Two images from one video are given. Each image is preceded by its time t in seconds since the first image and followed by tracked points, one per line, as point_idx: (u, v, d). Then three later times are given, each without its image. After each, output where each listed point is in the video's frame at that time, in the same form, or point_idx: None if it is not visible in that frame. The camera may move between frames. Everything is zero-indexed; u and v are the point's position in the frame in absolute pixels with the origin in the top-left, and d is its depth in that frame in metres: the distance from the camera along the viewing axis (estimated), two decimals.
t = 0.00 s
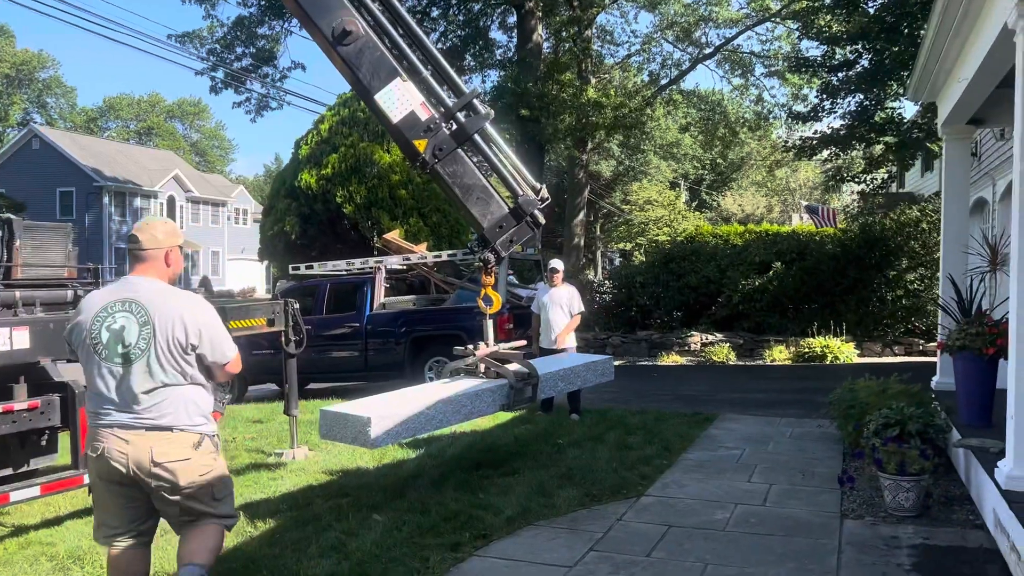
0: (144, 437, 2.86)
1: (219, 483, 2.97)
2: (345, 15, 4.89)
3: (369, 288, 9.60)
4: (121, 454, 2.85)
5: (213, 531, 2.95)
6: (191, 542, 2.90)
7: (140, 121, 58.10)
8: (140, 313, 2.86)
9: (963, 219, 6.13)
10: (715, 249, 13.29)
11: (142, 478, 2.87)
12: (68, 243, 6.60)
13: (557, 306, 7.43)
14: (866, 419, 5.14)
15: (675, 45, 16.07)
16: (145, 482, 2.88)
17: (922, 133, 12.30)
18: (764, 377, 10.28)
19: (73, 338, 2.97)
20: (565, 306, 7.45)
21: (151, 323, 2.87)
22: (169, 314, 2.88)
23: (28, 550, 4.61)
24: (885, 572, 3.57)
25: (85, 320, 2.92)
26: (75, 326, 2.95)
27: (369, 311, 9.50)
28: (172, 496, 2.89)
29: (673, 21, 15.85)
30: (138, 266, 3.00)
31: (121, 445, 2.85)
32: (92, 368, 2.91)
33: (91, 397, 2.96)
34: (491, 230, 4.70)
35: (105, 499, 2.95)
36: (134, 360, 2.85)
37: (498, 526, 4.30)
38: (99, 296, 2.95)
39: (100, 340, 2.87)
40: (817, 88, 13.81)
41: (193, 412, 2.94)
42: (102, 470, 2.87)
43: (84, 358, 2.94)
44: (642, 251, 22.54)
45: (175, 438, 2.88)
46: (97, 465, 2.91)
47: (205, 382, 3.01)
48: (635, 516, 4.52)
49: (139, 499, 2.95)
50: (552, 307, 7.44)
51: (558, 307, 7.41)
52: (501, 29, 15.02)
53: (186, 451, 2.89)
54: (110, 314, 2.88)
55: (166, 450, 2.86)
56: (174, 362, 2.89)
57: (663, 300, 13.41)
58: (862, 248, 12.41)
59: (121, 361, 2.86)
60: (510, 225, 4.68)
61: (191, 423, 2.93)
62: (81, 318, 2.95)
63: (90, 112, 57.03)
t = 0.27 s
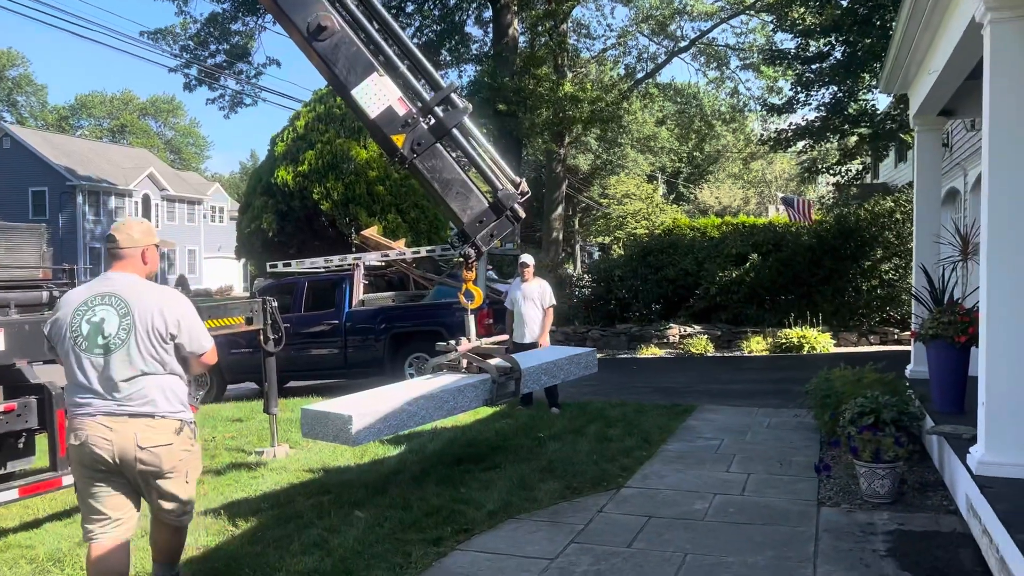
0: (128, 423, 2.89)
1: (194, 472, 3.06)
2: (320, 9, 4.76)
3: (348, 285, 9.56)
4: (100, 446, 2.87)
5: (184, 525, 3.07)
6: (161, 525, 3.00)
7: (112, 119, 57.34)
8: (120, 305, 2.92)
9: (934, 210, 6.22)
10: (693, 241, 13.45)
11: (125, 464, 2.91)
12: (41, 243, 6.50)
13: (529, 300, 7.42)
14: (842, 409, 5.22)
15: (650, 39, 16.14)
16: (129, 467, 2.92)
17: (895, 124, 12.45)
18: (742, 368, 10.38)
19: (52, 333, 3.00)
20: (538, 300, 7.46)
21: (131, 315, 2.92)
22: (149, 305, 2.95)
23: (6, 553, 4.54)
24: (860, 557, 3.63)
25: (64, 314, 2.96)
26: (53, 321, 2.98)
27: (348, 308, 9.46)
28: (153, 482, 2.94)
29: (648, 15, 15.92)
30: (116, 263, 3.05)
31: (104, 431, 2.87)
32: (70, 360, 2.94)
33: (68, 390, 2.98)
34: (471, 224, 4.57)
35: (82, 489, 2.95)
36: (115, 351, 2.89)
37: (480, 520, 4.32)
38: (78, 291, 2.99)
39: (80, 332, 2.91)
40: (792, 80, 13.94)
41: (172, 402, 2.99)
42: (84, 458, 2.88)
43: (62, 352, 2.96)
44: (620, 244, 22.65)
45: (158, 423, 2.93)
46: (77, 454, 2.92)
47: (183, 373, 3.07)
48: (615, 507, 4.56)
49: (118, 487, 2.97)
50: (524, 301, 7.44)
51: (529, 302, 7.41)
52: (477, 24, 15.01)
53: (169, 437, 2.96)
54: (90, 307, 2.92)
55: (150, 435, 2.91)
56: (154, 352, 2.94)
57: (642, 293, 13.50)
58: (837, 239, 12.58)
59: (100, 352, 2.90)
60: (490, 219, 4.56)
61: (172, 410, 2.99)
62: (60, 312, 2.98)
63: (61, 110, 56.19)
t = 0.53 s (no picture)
0: (125, 416, 2.93)
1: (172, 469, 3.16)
2: None
3: (332, 279, 9.51)
4: (95, 436, 2.89)
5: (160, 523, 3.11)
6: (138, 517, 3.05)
7: (93, 113, 56.72)
8: (122, 304, 2.98)
9: (916, 200, 6.27)
10: (677, 234, 13.51)
11: (118, 457, 2.94)
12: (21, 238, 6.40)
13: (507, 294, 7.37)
14: (825, 399, 5.26)
15: (634, 32, 16.15)
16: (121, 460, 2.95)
17: (877, 116, 12.54)
18: (726, 359, 10.45)
19: (46, 330, 2.99)
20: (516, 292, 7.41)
21: (134, 313, 2.99)
22: (150, 304, 3.02)
23: None
24: (844, 547, 3.66)
25: (62, 311, 2.97)
26: (48, 317, 2.98)
27: (332, 302, 9.42)
28: (142, 475, 3.00)
29: (632, 8, 15.90)
30: (112, 264, 3.10)
31: (100, 424, 2.90)
32: (66, 356, 2.94)
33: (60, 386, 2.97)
34: (457, 217, 4.55)
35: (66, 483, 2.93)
36: (116, 347, 2.94)
37: (466, 513, 4.32)
38: (74, 290, 3.01)
39: (81, 329, 2.94)
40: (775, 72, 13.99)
41: (167, 398, 3.06)
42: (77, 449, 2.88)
43: (58, 349, 2.97)
44: (606, 238, 22.71)
45: (153, 417, 2.99)
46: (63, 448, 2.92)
47: (175, 371, 3.14)
48: (601, 499, 4.58)
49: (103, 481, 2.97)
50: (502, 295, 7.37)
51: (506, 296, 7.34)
52: (461, 16, 14.94)
53: (161, 431, 3.03)
54: (91, 304, 2.96)
55: (146, 428, 2.97)
56: (154, 349, 3.01)
57: (627, 286, 13.54)
58: (821, 231, 12.66)
59: (101, 349, 2.94)
60: (476, 211, 4.55)
61: (165, 406, 3.06)
62: (56, 310, 2.99)
63: (41, 104, 55.50)
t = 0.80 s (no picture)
0: (125, 397, 3.06)
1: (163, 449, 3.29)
2: None
3: (313, 269, 9.44)
4: (97, 418, 3.00)
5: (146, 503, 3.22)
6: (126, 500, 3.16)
7: (69, 102, 55.90)
8: (130, 293, 3.12)
9: (894, 189, 6.31)
10: (659, 223, 13.54)
11: (114, 436, 3.06)
12: None
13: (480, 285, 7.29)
14: (805, 387, 5.30)
15: (616, 20, 16.13)
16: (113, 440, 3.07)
17: (856, 105, 12.62)
18: (707, 348, 10.51)
19: (48, 312, 3.06)
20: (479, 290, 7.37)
21: (141, 302, 3.13)
22: (155, 295, 3.18)
23: None
24: (823, 532, 3.70)
25: (69, 295, 3.06)
26: (52, 300, 3.05)
27: (313, 293, 9.35)
28: (135, 454, 3.13)
29: None
30: (117, 255, 3.23)
31: (99, 405, 3.01)
32: (70, 339, 3.03)
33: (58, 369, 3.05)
34: (440, 205, 4.48)
35: (60, 459, 3.03)
36: (122, 334, 3.07)
37: (449, 503, 4.31)
38: (80, 275, 3.11)
39: (89, 313, 3.04)
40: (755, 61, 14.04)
41: (162, 385, 3.21)
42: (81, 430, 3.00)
43: (61, 332, 3.05)
44: (587, 227, 22.75)
45: (151, 399, 3.13)
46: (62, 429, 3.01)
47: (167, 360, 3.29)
48: (583, 488, 4.59)
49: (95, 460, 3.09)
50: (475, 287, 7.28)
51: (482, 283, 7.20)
52: (442, 4, 14.82)
53: (156, 412, 3.16)
54: (99, 291, 3.08)
55: (143, 409, 3.10)
56: (155, 337, 3.16)
57: (609, 275, 13.58)
58: (800, 220, 12.75)
59: (108, 334, 3.06)
60: (459, 199, 4.47)
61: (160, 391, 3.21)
62: (59, 293, 3.06)
63: (15, 93, 54.63)
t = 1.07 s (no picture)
0: (109, 387, 3.03)
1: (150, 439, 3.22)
2: None
3: (297, 262, 9.39)
4: (83, 408, 2.98)
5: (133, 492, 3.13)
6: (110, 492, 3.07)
7: (48, 92, 55.16)
8: (118, 284, 3.09)
9: (879, 181, 6.33)
10: (644, 215, 13.60)
11: (100, 426, 3.02)
12: None
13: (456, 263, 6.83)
14: (790, 378, 5.33)
15: (601, 11, 16.09)
16: (96, 429, 3.02)
17: (841, 96, 12.67)
18: (692, 339, 10.54)
19: (36, 303, 3.03)
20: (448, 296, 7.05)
21: (128, 294, 3.11)
22: (143, 287, 3.16)
23: None
24: (809, 524, 3.71)
25: (57, 285, 3.03)
26: (40, 290, 3.02)
27: (298, 285, 9.29)
28: (119, 443, 3.08)
29: None
30: (106, 246, 3.19)
31: (84, 395, 2.98)
32: (57, 329, 3.01)
33: (46, 359, 3.02)
34: (426, 196, 4.44)
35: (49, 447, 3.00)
36: (110, 325, 3.05)
37: (435, 496, 4.30)
38: (68, 266, 3.08)
39: (76, 304, 3.02)
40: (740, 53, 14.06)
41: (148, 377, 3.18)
42: (68, 419, 2.96)
43: (49, 322, 3.02)
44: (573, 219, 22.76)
45: (136, 389, 3.09)
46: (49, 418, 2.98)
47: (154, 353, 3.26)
48: (569, 480, 4.59)
49: (79, 452, 3.04)
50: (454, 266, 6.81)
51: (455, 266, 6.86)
52: None
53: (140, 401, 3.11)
54: (88, 281, 3.05)
55: (126, 399, 3.05)
56: (142, 328, 3.14)
57: (595, 267, 13.59)
58: (785, 211, 12.78)
59: (95, 325, 3.03)
60: (446, 190, 4.43)
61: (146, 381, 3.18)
62: (48, 283, 3.03)
63: None
